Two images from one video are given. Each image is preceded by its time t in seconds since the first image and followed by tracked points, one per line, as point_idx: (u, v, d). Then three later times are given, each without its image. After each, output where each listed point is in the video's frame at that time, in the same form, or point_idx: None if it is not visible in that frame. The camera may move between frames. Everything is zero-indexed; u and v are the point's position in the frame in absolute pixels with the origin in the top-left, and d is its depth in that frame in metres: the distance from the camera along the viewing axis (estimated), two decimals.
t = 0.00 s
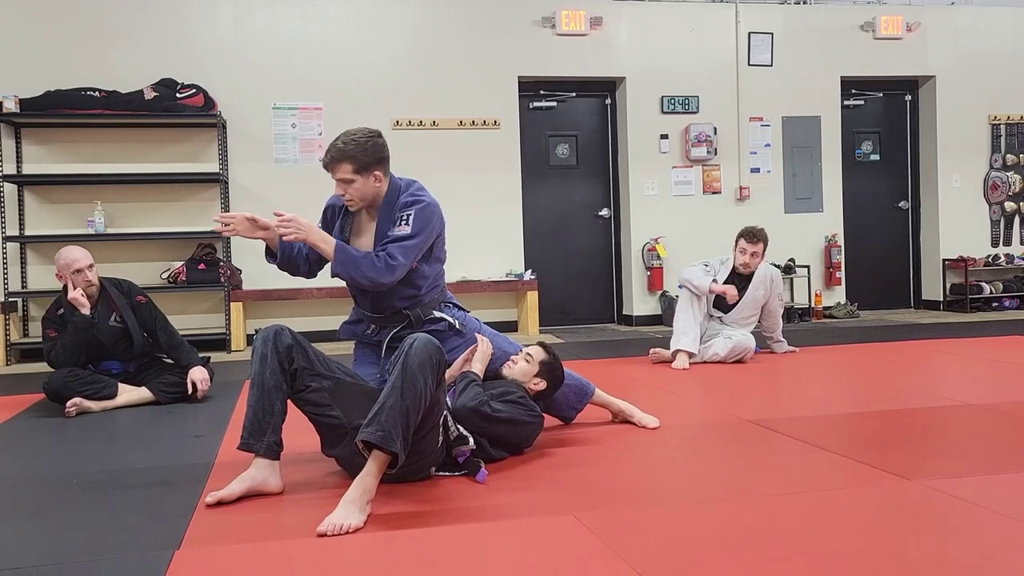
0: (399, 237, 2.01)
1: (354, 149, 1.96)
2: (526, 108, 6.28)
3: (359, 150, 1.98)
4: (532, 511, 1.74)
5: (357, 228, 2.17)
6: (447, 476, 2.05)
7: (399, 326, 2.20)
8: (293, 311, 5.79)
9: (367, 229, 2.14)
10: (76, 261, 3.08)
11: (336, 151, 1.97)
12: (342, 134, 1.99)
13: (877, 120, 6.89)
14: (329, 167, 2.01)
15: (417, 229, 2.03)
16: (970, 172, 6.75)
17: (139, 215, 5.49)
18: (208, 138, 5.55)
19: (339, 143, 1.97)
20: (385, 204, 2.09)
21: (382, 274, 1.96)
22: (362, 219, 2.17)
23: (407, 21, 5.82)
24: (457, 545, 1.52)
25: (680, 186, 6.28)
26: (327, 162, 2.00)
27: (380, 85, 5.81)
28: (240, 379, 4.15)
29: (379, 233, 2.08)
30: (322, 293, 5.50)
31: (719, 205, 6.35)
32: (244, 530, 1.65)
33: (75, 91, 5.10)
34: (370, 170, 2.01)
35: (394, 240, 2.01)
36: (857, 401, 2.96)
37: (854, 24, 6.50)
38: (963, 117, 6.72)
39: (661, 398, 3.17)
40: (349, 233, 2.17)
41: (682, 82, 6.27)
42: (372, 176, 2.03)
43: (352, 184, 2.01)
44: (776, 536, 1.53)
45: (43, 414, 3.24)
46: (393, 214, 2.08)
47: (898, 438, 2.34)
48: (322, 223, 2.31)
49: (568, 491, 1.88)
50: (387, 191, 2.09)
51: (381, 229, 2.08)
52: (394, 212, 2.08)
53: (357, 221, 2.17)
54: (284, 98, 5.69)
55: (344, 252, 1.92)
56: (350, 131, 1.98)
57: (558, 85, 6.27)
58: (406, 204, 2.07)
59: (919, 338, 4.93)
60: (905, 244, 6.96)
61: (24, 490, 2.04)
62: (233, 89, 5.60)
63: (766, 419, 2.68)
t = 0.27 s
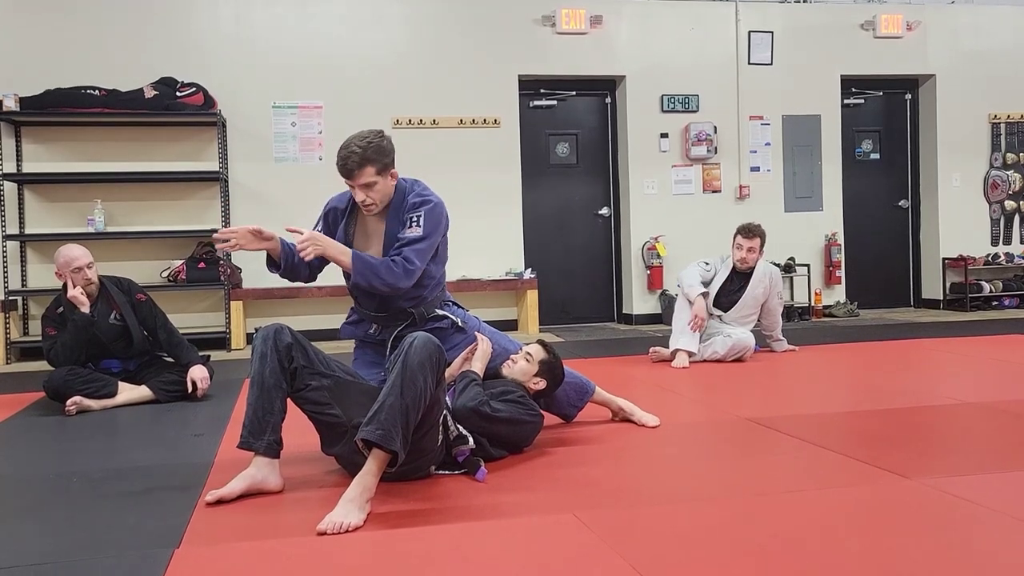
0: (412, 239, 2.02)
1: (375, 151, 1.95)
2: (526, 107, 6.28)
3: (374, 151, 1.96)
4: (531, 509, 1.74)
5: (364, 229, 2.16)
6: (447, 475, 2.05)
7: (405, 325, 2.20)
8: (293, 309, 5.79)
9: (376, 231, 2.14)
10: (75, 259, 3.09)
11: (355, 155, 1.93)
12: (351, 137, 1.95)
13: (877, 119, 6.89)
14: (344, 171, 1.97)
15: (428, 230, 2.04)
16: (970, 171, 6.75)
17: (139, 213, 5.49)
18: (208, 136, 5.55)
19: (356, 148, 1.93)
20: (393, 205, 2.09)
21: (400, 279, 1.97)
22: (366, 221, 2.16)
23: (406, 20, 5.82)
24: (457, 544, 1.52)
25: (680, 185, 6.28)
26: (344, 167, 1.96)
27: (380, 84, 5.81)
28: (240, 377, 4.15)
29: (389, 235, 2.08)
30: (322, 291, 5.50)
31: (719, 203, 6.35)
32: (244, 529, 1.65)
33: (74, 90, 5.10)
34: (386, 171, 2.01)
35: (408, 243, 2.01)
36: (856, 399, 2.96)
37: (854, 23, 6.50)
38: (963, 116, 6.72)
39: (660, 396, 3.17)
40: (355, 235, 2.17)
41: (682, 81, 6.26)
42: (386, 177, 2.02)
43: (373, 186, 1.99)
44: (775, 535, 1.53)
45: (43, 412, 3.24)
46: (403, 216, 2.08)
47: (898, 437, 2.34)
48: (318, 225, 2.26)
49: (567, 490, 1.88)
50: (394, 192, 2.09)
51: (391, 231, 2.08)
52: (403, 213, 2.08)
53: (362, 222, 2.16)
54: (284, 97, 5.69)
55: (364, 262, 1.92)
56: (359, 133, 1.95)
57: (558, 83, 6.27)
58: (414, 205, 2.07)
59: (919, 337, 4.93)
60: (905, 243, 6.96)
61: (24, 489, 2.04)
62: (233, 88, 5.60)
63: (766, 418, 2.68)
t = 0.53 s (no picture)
0: (437, 257, 2.04)
1: (368, 170, 1.85)
2: (526, 106, 6.28)
3: (366, 169, 1.86)
4: (531, 508, 1.74)
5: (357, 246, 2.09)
6: (447, 474, 2.05)
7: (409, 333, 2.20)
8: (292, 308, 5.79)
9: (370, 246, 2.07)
10: (75, 258, 3.09)
11: (351, 177, 1.82)
12: (339, 157, 1.84)
13: (877, 118, 6.89)
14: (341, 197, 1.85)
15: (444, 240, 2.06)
16: (970, 170, 6.76)
17: (139, 212, 5.49)
18: (208, 135, 5.55)
19: (350, 167, 1.82)
20: (390, 218, 2.04)
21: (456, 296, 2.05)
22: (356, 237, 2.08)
23: (406, 20, 5.82)
24: (457, 543, 1.52)
25: (680, 184, 6.28)
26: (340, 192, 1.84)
27: (380, 83, 5.81)
28: (240, 377, 4.15)
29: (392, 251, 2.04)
30: (322, 290, 5.50)
31: (719, 203, 6.35)
32: (243, 528, 1.65)
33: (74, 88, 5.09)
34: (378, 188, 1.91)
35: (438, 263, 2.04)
36: (855, 398, 2.96)
37: (854, 22, 6.50)
38: (963, 115, 6.72)
39: (660, 395, 3.17)
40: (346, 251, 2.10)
41: (682, 80, 6.26)
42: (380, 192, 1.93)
43: (369, 208, 1.89)
44: (775, 535, 1.52)
45: (43, 411, 3.24)
46: (401, 228, 2.04)
47: (898, 436, 2.34)
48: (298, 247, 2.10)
49: (567, 489, 1.89)
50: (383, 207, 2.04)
51: (393, 245, 2.04)
52: (402, 226, 2.04)
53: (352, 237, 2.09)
54: (284, 95, 5.68)
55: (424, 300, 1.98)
56: (349, 151, 1.84)
57: (558, 82, 6.27)
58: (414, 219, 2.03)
59: (919, 336, 4.93)
60: (905, 242, 6.96)
61: (24, 488, 2.04)
62: (232, 87, 5.59)
63: (765, 417, 2.68)
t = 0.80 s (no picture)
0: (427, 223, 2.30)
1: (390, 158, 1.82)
2: (526, 104, 6.27)
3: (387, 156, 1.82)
4: (531, 507, 1.74)
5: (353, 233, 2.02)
6: (446, 472, 2.05)
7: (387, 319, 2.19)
8: (292, 306, 5.79)
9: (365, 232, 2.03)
10: (76, 257, 3.09)
11: (379, 166, 1.78)
12: (362, 145, 1.77)
13: (877, 117, 6.89)
14: (353, 180, 1.78)
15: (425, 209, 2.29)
16: (970, 168, 6.75)
17: (139, 211, 5.49)
18: (208, 133, 5.54)
19: (377, 155, 1.78)
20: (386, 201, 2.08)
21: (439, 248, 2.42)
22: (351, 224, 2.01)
23: (406, 18, 5.81)
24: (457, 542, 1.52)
25: (680, 182, 6.28)
26: (354, 175, 1.78)
27: (379, 81, 5.80)
28: (240, 375, 4.15)
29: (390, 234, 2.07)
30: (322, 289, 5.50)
31: (719, 201, 6.35)
32: (243, 525, 1.65)
33: (74, 86, 5.09)
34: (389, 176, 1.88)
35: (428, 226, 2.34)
36: (856, 397, 2.96)
37: (854, 21, 6.49)
38: (963, 113, 6.72)
39: (661, 394, 3.17)
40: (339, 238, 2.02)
41: (682, 79, 6.26)
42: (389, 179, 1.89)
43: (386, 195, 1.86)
44: (775, 533, 1.52)
45: (43, 409, 3.24)
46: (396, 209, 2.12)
47: (898, 435, 2.34)
48: (274, 233, 2.02)
49: (567, 487, 1.89)
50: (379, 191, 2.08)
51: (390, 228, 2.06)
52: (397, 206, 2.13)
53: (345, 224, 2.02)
54: (284, 93, 5.68)
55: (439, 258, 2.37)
56: (370, 138, 1.79)
57: (557, 81, 6.26)
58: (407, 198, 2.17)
59: (918, 334, 4.93)
60: (905, 241, 6.96)
61: (24, 486, 2.04)
62: (232, 85, 5.59)
63: (765, 415, 2.68)
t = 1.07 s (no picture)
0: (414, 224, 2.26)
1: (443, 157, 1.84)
2: (526, 103, 6.27)
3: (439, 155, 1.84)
4: (531, 506, 1.74)
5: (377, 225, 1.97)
6: (446, 471, 2.05)
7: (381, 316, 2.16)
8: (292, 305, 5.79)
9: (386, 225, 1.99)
10: (75, 255, 3.08)
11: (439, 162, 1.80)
12: (426, 139, 1.78)
13: (877, 116, 6.89)
14: (409, 172, 1.78)
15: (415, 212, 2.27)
16: (970, 167, 6.75)
17: (138, 209, 5.49)
18: (208, 132, 5.54)
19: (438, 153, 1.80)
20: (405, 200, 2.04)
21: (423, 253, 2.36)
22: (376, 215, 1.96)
23: (405, 17, 5.81)
24: (456, 540, 1.52)
25: (679, 181, 6.28)
26: (410, 168, 1.77)
27: (379, 79, 5.80)
28: (239, 373, 4.15)
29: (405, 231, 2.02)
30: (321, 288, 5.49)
31: (719, 200, 6.35)
32: (243, 524, 1.65)
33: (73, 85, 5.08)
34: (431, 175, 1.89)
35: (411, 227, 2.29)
36: (856, 396, 2.96)
37: (854, 20, 6.49)
38: (962, 112, 6.72)
39: (661, 393, 3.17)
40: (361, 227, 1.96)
41: (682, 77, 6.26)
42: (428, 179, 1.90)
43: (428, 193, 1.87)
44: (774, 532, 1.52)
45: (43, 408, 3.24)
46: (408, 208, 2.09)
47: (897, 434, 2.34)
48: (300, 206, 1.91)
49: (567, 486, 1.89)
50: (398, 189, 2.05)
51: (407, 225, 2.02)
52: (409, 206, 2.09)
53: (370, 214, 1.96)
54: (284, 92, 5.68)
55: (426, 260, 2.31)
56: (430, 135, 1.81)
57: (557, 79, 6.26)
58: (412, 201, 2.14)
59: (918, 333, 4.93)
60: (904, 240, 6.97)
61: (24, 484, 2.04)
62: (232, 84, 5.59)
63: (765, 414, 2.68)
